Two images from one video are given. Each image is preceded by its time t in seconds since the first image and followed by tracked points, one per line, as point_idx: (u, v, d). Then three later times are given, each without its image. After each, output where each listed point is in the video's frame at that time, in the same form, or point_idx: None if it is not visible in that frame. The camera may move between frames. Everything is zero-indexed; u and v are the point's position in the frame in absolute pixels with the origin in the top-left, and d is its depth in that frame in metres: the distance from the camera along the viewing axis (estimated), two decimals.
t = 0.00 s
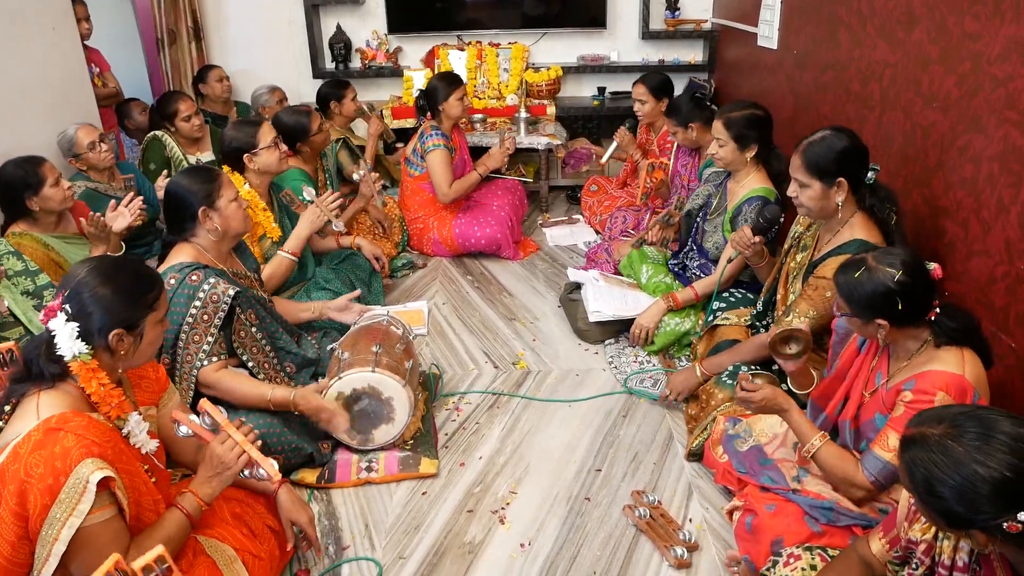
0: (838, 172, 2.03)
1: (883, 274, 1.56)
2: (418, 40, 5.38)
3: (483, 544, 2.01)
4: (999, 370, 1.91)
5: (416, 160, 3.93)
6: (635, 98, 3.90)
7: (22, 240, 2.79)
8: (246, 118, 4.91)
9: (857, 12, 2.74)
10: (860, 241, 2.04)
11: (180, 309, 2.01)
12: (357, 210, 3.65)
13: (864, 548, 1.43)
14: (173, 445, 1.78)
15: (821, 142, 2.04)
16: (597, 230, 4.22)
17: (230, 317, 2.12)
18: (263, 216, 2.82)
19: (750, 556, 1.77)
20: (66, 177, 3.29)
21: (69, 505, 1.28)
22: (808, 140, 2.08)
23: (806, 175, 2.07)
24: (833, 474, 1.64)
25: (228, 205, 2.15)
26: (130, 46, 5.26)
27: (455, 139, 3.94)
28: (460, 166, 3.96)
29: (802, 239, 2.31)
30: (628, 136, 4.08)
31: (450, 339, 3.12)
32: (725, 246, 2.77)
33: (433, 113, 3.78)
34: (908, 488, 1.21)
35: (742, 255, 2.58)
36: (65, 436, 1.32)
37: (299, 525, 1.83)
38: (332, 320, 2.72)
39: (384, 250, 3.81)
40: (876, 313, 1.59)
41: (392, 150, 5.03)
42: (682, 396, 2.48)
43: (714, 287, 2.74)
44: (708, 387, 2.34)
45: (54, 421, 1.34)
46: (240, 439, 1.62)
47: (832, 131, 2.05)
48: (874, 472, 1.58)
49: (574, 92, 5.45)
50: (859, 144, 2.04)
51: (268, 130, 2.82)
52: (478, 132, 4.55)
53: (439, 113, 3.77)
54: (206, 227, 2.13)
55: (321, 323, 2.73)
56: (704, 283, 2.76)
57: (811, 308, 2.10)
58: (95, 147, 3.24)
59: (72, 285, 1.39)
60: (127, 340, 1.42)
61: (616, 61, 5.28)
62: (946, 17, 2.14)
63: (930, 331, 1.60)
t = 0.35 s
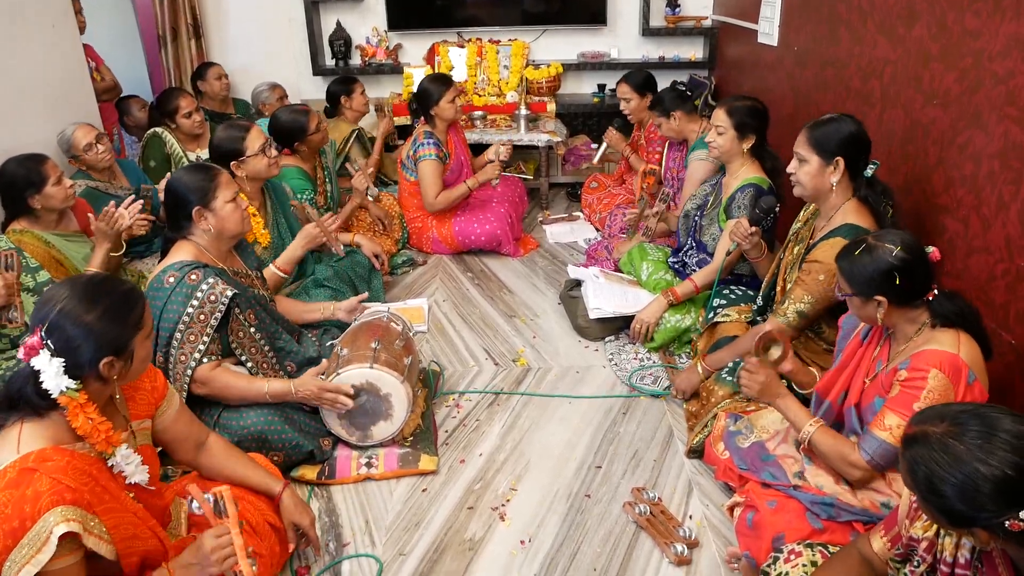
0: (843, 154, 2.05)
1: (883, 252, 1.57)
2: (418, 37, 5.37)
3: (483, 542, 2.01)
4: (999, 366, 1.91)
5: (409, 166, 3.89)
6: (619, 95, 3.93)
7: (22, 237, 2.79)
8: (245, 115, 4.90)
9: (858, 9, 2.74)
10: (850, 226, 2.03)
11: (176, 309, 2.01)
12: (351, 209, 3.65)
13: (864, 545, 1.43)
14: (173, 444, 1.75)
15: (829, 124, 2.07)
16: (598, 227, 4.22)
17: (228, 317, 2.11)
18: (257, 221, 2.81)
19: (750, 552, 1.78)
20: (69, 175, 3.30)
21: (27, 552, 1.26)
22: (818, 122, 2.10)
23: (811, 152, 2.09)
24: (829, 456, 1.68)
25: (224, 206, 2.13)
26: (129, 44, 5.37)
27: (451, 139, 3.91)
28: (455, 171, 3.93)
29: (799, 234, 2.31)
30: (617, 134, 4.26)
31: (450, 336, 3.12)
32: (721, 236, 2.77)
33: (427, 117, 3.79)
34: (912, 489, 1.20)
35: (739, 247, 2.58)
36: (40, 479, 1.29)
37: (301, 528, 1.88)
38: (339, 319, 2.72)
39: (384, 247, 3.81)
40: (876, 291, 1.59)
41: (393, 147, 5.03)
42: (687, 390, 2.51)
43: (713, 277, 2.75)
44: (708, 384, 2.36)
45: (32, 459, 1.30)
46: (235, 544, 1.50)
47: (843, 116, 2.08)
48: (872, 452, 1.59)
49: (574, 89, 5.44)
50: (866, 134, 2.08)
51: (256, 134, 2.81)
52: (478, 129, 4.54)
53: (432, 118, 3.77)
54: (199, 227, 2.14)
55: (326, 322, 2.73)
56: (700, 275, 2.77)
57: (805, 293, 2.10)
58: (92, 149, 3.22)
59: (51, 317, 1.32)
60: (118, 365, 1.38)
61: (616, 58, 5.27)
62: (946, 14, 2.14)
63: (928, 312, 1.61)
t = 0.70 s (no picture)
0: (851, 148, 2.06)
1: (887, 244, 1.57)
2: (417, 36, 5.37)
3: (483, 540, 2.01)
4: (998, 364, 1.91)
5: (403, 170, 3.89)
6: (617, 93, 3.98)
7: (25, 234, 2.78)
8: (245, 114, 4.90)
9: (857, 7, 2.74)
10: (849, 218, 2.03)
11: (173, 309, 2.01)
12: (349, 207, 3.69)
13: (865, 543, 1.43)
14: (174, 445, 1.73)
15: (842, 118, 2.07)
16: (597, 226, 4.23)
17: (225, 316, 2.11)
18: (254, 219, 2.81)
19: (750, 551, 1.78)
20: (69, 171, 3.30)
21: (17, 564, 1.25)
22: (831, 115, 2.10)
23: (821, 143, 2.09)
24: (832, 440, 1.66)
25: (218, 205, 2.12)
26: (129, 44, 5.47)
27: (445, 139, 3.89)
28: (452, 172, 3.92)
29: (799, 230, 2.30)
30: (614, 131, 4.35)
31: (450, 335, 3.11)
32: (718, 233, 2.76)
33: (422, 120, 3.78)
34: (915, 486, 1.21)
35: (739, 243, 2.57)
36: (27, 491, 1.30)
37: (302, 527, 1.88)
38: (337, 318, 2.71)
39: (383, 246, 3.81)
40: (878, 282, 1.58)
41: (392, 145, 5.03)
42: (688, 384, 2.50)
43: (712, 273, 2.74)
44: (708, 382, 2.39)
45: (20, 471, 1.31)
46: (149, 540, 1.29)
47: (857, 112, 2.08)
48: (872, 444, 1.59)
49: (573, 88, 5.44)
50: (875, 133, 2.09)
51: (252, 130, 2.79)
52: (478, 128, 4.54)
53: (428, 118, 3.76)
54: (195, 226, 2.13)
55: (325, 320, 2.73)
56: (700, 270, 2.75)
57: (807, 286, 2.10)
58: (91, 148, 3.19)
59: (36, 333, 1.31)
60: (111, 375, 1.37)
61: (615, 56, 5.27)
62: (946, 12, 2.14)
63: (928, 306, 1.60)
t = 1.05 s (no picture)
0: (861, 155, 2.04)
1: (906, 249, 1.56)
2: (416, 36, 5.36)
3: (482, 541, 2.01)
4: (997, 364, 1.91)
5: (408, 162, 3.90)
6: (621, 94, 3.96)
7: (26, 233, 2.79)
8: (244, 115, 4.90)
9: (857, 7, 2.74)
10: (853, 226, 2.03)
11: (156, 313, 2.01)
12: (353, 209, 3.66)
13: (861, 544, 1.43)
14: (173, 444, 1.74)
15: (851, 124, 2.05)
16: (596, 226, 4.23)
17: (209, 318, 2.10)
18: (255, 209, 2.78)
19: (750, 552, 1.78)
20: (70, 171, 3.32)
21: (31, 533, 1.21)
22: (843, 119, 2.08)
23: (830, 147, 2.07)
24: (840, 455, 1.67)
25: (199, 209, 2.12)
26: (129, 45, 5.46)
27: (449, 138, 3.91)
28: (454, 168, 3.93)
29: (800, 230, 2.31)
30: (620, 134, 4.13)
31: (449, 335, 3.12)
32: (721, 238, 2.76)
33: (426, 114, 3.78)
34: (942, 480, 1.13)
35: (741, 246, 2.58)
36: (35, 459, 1.26)
37: (302, 524, 1.87)
38: (336, 319, 2.73)
39: (383, 246, 3.81)
40: (893, 287, 1.58)
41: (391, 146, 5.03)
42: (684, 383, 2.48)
43: (714, 279, 2.73)
44: (708, 383, 2.35)
45: (27, 442, 1.28)
46: (211, 517, 1.29)
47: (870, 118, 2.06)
48: (883, 458, 1.58)
49: (572, 89, 5.44)
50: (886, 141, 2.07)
51: (259, 125, 2.80)
52: (477, 128, 4.53)
53: (432, 113, 3.76)
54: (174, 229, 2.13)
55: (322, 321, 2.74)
56: (703, 276, 2.74)
57: (811, 295, 2.11)
58: (90, 147, 3.21)
59: (33, 312, 1.32)
60: (108, 352, 1.38)
61: (615, 57, 5.27)
62: (945, 12, 2.14)
63: (940, 316, 1.60)
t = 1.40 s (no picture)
0: (856, 162, 2.04)
1: (921, 267, 1.55)
2: (415, 38, 5.37)
3: (481, 544, 2.01)
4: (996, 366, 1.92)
5: (417, 156, 3.89)
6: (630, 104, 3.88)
7: (25, 235, 2.78)
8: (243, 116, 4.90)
9: (854, 9, 2.74)
10: (856, 235, 2.04)
11: (160, 316, 2.01)
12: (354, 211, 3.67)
13: (865, 544, 1.43)
14: (169, 441, 1.75)
15: (844, 130, 2.06)
16: (595, 228, 4.23)
17: (213, 321, 2.11)
18: (260, 205, 2.80)
19: (750, 553, 1.78)
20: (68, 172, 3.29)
21: (67, 503, 1.27)
22: (836, 125, 2.09)
23: (823, 156, 2.07)
24: (847, 483, 1.65)
25: (198, 209, 2.12)
26: (127, 45, 5.45)
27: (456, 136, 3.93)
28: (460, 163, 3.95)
29: (797, 231, 2.32)
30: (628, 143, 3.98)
31: (447, 337, 3.12)
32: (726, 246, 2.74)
33: (433, 111, 3.79)
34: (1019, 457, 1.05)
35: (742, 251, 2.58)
36: (66, 434, 1.32)
37: (296, 524, 1.84)
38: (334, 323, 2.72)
39: (382, 248, 3.81)
40: (904, 306, 1.57)
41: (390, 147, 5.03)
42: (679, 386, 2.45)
43: (711, 286, 2.75)
44: (704, 385, 2.34)
45: (55, 419, 1.34)
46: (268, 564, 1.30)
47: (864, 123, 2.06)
48: (895, 484, 1.57)
49: (571, 90, 5.44)
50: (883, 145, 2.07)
51: (268, 127, 2.80)
52: (476, 130, 4.53)
53: (438, 109, 3.77)
54: (179, 231, 2.13)
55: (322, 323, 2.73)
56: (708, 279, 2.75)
57: (816, 304, 2.08)
58: (89, 146, 3.20)
59: (52, 295, 1.36)
60: (124, 332, 1.42)
61: (613, 58, 5.28)
62: (942, 14, 2.14)
63: (947, 334, 1.60)
